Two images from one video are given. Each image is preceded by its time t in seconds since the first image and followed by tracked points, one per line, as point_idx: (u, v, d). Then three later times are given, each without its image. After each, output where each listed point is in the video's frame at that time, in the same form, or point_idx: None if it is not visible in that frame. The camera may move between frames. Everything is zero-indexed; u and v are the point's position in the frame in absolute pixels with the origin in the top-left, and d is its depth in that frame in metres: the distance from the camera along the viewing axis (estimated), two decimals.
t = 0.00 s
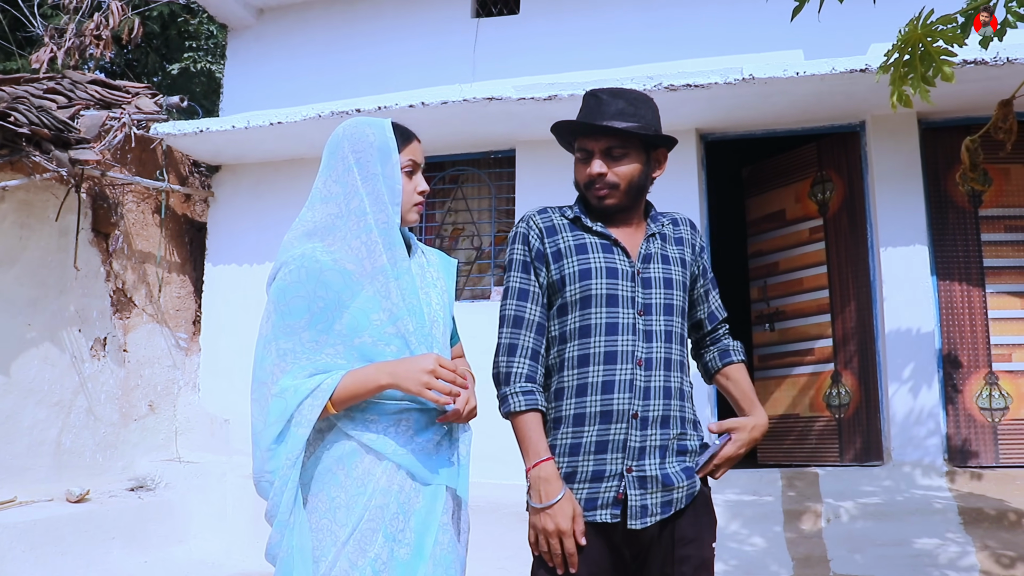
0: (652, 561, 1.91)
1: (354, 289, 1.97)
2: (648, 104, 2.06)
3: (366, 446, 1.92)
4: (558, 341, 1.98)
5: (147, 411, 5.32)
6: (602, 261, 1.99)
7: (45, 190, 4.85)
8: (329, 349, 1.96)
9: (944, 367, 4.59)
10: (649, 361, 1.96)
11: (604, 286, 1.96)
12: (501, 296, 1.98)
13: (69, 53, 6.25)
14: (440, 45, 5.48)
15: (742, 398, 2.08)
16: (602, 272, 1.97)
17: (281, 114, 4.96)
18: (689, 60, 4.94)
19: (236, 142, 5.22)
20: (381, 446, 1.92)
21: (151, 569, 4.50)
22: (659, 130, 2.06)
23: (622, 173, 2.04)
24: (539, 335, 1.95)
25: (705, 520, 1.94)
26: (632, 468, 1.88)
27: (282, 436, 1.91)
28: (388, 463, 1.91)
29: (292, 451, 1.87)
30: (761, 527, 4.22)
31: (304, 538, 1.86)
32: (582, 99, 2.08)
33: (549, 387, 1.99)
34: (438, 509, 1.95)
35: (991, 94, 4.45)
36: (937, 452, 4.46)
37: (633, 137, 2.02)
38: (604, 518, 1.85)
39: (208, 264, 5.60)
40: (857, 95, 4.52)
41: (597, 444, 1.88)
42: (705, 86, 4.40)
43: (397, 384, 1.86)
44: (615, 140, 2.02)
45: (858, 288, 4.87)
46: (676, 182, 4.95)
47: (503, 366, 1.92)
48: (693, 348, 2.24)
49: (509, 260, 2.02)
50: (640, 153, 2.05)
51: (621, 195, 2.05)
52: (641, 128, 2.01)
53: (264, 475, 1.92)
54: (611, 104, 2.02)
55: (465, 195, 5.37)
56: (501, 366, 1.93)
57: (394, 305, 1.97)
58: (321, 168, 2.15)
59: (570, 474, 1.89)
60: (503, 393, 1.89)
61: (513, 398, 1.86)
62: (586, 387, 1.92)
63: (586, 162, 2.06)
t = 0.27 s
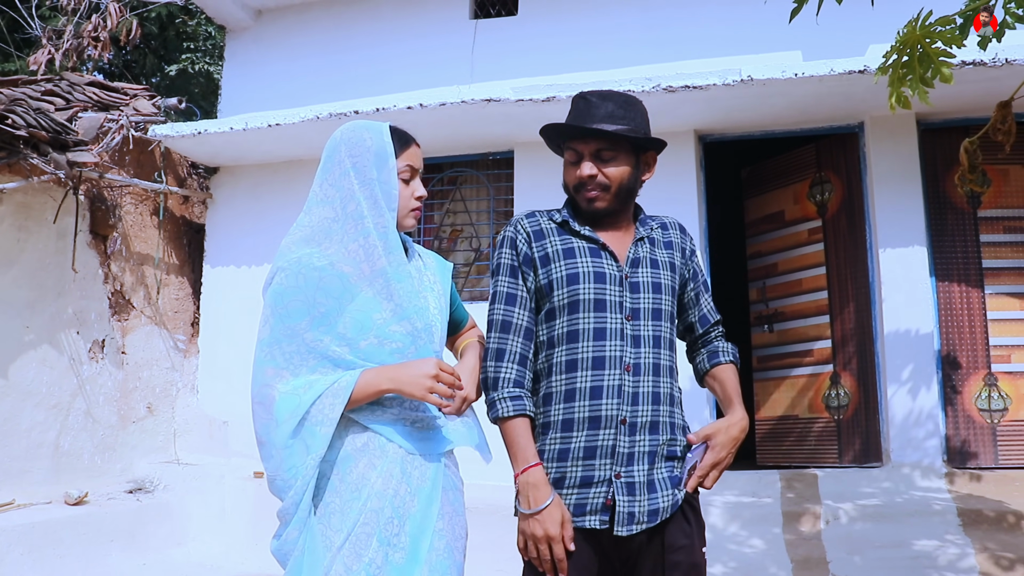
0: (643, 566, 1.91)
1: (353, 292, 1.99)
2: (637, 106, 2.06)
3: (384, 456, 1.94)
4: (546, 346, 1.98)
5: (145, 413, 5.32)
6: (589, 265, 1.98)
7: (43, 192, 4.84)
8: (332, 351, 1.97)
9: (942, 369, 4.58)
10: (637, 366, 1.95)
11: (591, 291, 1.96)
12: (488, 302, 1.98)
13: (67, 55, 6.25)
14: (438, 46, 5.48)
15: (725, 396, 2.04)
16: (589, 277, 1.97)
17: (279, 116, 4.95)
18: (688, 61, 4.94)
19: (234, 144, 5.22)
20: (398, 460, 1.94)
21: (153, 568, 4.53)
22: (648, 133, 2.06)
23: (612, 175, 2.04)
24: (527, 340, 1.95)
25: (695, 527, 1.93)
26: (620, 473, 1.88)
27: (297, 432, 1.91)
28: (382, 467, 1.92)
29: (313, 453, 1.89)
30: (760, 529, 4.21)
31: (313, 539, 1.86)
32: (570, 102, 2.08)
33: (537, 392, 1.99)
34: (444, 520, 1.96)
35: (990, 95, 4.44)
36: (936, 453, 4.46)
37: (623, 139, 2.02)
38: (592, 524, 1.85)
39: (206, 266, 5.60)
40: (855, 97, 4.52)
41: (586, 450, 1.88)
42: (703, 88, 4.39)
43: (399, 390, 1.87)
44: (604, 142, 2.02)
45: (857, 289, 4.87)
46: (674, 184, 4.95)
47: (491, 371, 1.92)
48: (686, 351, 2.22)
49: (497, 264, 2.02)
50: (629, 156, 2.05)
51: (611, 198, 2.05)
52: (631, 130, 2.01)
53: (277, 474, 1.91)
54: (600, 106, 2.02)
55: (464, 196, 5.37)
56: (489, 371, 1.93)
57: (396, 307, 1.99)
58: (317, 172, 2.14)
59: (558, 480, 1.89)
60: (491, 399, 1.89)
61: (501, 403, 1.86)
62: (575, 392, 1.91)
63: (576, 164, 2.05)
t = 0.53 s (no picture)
0: (644, 570, 1.90)
1: (347, 292, 1.98)
2: (632, 108, 2.05)
3: (378, 459, 1.92)
4: (545, 348, 1.97)
5: (143, 413, 5.31)
6: (587, 267, 1.98)
7: (40, 193, 4.83)
8: (326, 352, 1.96)
9: (941, 369, 4.58)
10: (636, 368, 1.95)
11: (589, 293, 1.95)
12: (487, 305, 1.96)
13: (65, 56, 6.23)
14: (436, 46, 5.47)
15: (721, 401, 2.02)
16: (587, 279, 1.96)
17: (277, 116, 4.94)
18: (686, 61, 4.93)
19: (232, 144, 5.21)
20: (393, 463, 1.93)
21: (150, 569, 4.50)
22: (642, 135, 2.05)
23: (607, 178, 2.03)
24: (528, 342, 1.94)
25: (693, 528, 1.93)
26: (622, 476, 1.87)
27: (292, 437, 1.91)
28: (377, 470, 1.91)
29: (305, 457, 1.88)
30: (758, 530, 4.21)
31: (303, 543, 1.85)
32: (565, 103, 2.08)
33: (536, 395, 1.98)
34: (438, 526, 1.95)
35: (988, 95, 4.44)
36: (935, 454, 4.45)
37: (617, 141, 2.01)
38: (595, 528, 1.84)
39: (204, 267, 5.58)
40: (853, 97, 4.51)
41: (587, 453, 1.88)
42: (702, 88, 4.39)
43: (396, 401, 1.91)
44: (599, 144, 2.01)
45: (855, 290, 4.87)
46: (673, 185, 4.94)
47: (492, 375, 1.90)
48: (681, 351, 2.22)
49: (494, 267, 2.00)
50: (623, 157, 2.05)
51: (603, 201, 2.04)
52: (625, 131, 2.00)
53: (267, 478, 1.90)
54: (595, 108, 2.01)
55: (462, 197, 5.36)
56: (491, 376, 1.91)
57: (390, 308, 1.98)
58: (312, 174, 2.14)
59: (560, 484, 1.88)
60: (494, 404, 1.87)
61: (505, 407, 1.84)
62: (574, 395, 1.91)
63: (570, 167, 2.04)
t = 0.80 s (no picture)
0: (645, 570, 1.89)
1: (342, 294, 1.96)
2: (623, 107, 2.05)
3: (370, 459, 1.91)
4: (541, 349, 1.96)
5: (139, 414, 5.29)
6: (581, 266, 1.97)
7: (35, 192, 4.82)
8: (320, 354, 1.94)
9: (939, 369, 4.57)
10: (634, 366, 1.94)
11: (584, 292, 1.94)
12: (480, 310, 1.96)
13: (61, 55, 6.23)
14: (433, 46, 5.46)
15: (723, 401, 2.02)
16: (582, 278, 1.95)
17: (273, 115, 4.93)
18: (684, 60, 4.92)
19: (228, 144, 5.20)
20: (385, 461, 1.91)
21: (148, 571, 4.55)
22: (633, 133, 2.05)
23: (601, 177, 2.03)
24: (523, 345, 1.93)
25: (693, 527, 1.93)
26: (623, 476, 1.86)
27: (286, 439, 1.90)
28: (368, 468, 1.90)
29: (298, 458, 1.87)
30: (756, 530, 4.20)
31: (294, 544, 1.84)
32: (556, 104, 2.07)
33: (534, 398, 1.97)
34: (430, 527, 1.93)
35: (986, 94, 4.43)
36: (933, 455, 4.44)
37: (610, 140, 2.01)
38: (598, 528, 1.84)
39: (200, 266, 5.57)
40: (851, 97, 4.50)
41: (587, 453, 1.86)
42: (699, 87, 4.38)
43: (390, 405, 1.92)
44: (591, 144, 2.01)
45: (853, 290, 4.86)
46: (670, 184, 4.93)
47: (488, 380, 1.89)
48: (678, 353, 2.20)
49: (486, 273, 2.00)
50: (617, 156, 2.04)
51: (599, 201, 2.04)
52: (618, 130, 2.00)
53: (260, 480, 1.90)
54: (587, 108, 2.00)
55: (459, 196, 5.35)
56: (486, 381, 1.90)
57: (386, 309, 1.97)
58: (308, 173, 2.11)
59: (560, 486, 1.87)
60: (492, 408, 1.86)
61: (502, 411, 1.83)
62: (571, 395, 1.90)
63: (563, 168, 2.03)
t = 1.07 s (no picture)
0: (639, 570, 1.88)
1: (335, 294, 1.93)
2: (621, 108, 2.04)
3: (364, 459, 1.87)
4: (537, 349, 1.95)
5: (135, 413, 5.28)
6: (577, 266, 1.96)
7: (30, 191, 4.81)
8: (313, 355, 1.90)
9: (936, 369, 4.56)
10: (631, 364, 1.92)
11: (581, 291, 1.94)
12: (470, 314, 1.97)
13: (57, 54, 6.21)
14: (429, 45, 5.45)
15: (724, 407, 2.03)
16: (578, 277, 1.95)
17: (269, 114, 4.92)
18: (680, 60, 4.91)
19: (224, 143, 5.19)
20: (379, 460, 1.88)
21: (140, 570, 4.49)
22: (631, 134, 2.04)
23: (598, 178, 2.02)
24: (509, 349, 1.93)
25: (691, 528, 1.91)
26: (619, 475, 1.85)
27: (281, 440, 1.85)
28: (362, 468, 1.86)
29: (293, 460, 1.83)
30: (752, 530, 4.19)
31: (289, 547, 1.81)
32: (553, 105, 2.06)
33: (528, 399, 1.96)
34: (424, 527, 1.90)
35: (983, 94, 4.42)
36: (929, 455, 4.43)
37: (607, 142, 2.00)
38: (592, 528, 1.82)
39: (196, 266, 5.56)
40: (847, 96, 4.49)
41: (582, 452, 1.85)
42: (695, 86, 4.37)
43: (385, 404, 1.89)
44: (589, 145, 2.00)
45: (850, 290, 4.85)
46: (667, 183, 4.92)
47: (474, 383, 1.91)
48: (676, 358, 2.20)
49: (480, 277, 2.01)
50: (614, 157, 2.03)
51: (595, 201, 2.03)
52: (615, 132, 1.99)
53: (255, 482, 1.85)
54: (584, 110, 2.00)
55: (455, 196, 5.34)
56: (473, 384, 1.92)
57: (380, 309, 1.93)
58: (298, 173, 2.09)
59: (554, 486, 1.86)
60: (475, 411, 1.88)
61: (482, 414, 1.85)
62: (568, 394, 1.89)
63: (560, 169, 2.02)
